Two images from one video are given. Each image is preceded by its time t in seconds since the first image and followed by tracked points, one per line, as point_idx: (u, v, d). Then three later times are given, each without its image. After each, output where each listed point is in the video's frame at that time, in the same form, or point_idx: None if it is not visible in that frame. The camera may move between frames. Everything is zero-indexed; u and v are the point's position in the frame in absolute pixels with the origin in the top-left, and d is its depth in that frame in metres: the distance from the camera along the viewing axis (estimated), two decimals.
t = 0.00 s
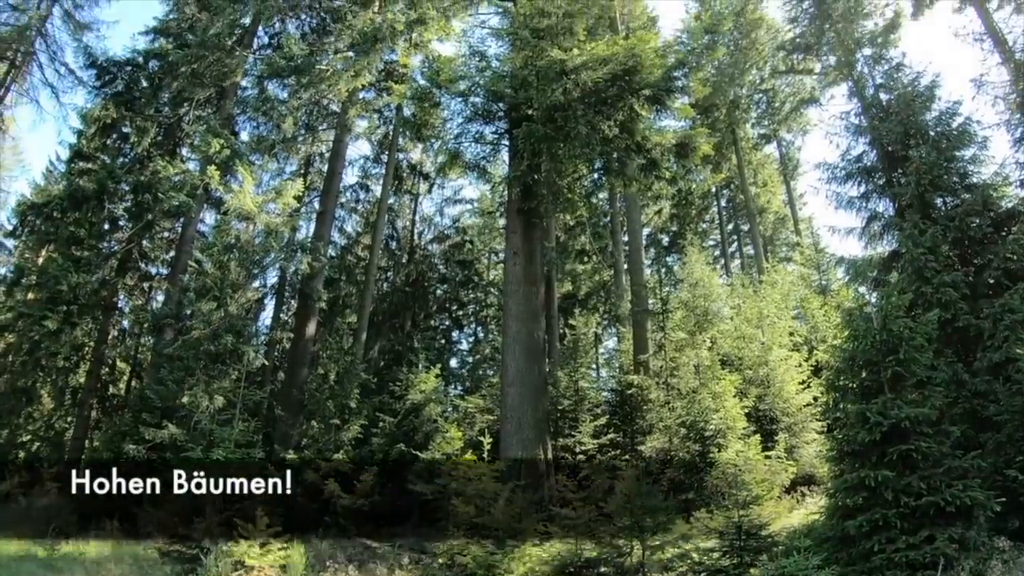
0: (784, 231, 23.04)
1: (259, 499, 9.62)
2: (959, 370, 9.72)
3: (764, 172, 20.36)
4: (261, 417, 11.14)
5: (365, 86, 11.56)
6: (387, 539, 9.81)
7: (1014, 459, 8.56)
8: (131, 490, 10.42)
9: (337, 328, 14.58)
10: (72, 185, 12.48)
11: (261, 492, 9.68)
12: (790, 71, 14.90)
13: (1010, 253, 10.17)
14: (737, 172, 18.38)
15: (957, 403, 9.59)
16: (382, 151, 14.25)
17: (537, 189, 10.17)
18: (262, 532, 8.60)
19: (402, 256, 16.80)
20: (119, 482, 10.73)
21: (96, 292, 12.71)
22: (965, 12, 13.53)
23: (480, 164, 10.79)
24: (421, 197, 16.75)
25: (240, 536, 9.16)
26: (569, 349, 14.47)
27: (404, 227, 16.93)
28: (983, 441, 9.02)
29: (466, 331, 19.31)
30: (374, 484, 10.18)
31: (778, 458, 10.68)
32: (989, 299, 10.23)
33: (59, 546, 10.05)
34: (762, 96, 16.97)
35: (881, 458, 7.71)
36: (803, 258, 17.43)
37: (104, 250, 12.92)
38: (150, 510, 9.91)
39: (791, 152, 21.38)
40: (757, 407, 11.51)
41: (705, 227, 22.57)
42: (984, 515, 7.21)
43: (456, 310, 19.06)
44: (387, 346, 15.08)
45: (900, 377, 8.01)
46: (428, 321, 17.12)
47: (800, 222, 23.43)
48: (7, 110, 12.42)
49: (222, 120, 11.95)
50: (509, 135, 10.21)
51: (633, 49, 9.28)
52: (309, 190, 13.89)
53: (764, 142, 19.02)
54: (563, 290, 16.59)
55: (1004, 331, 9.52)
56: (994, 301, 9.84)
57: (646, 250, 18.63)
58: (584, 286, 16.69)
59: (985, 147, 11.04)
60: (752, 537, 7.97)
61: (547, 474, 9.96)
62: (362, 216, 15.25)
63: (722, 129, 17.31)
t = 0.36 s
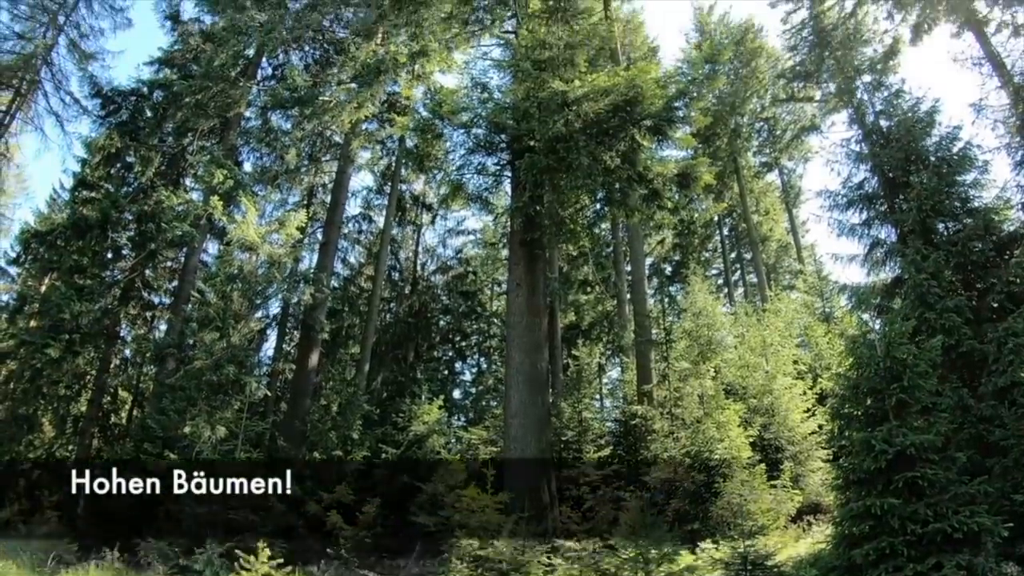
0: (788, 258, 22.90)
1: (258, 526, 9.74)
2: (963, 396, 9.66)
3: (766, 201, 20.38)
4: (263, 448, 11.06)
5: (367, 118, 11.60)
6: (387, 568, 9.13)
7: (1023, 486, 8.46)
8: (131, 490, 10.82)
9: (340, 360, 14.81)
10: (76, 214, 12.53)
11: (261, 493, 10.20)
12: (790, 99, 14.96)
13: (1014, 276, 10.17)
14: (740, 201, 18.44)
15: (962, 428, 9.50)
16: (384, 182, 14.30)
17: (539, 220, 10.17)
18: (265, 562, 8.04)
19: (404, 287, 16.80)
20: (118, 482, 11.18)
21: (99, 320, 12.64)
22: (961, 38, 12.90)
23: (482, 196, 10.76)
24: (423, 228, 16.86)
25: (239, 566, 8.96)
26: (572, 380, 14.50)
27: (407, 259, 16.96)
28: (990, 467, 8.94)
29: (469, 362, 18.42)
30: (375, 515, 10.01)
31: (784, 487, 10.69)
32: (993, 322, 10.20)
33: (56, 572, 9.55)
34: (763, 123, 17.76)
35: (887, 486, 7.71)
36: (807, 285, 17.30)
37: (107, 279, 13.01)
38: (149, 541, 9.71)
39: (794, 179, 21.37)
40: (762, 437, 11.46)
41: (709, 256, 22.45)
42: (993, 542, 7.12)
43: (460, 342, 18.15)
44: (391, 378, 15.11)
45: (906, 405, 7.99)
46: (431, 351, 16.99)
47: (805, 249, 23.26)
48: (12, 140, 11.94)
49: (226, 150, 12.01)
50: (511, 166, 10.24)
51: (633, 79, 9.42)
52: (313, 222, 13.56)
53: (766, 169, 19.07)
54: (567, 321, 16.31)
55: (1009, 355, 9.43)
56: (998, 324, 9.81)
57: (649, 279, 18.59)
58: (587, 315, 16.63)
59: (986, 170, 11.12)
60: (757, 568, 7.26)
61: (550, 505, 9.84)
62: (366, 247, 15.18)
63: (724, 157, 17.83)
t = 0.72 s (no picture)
0: (791, 287, 22.77)
1: (258, 558, 9.41)
2: (969, 421, 9.60)
3: (768, 230, 20.38)
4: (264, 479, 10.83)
5: (370, 149, 11.56)
6: None
7: None
8: (131, 490, 11.02)
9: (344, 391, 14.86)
10: (79, 242, 12.44)
11: (260, 492, 10.70)
12: (791, 128, 14.98)
13: (1018, 301, 10.14)
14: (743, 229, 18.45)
15: (968, 454, 9.37)
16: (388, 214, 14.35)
17: (542, 252, 10.08)
18: None
19: (407, 318, 17.09)
20: (119, 482, 11.42)
21: (101, 348, 12.53)
22: (960, 62, 12.52)
23: (485, 228, 10.85)
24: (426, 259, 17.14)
25: None
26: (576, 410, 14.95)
27: (410, 290, 17.42)
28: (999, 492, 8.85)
29: (471, 395, 17.90)
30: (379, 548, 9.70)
31: (790, 517, 10.61)
32: (997, 346, 10.18)
33: None
34: (764, 152, 18.20)
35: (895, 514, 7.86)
36: (810, 313, 17.18)
37: (109, 308, 12.94)
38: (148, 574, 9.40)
39: (796, 208, 21.37)
40: (767, 466, 11.47)
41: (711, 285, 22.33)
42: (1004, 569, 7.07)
43: (463, 371, 17.87)
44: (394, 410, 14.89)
45: (911, 433, 8.26)
46: (434, 384, 16.69)
47: (807, 277, 23.12)
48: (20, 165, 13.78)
49: (229, 181, 12.07)
50: (513, 199, 10.29)
51: (635, 110, 9.50)
52: (315, 253, 13.41)
53: (768, 198, 19.10)
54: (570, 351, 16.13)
55: (1015, 381, 9.36)
56: (1003, 350, 9.78)
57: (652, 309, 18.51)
58: (590, 344, 16.54)
59: (988, 196, 11.16)
60: None
61: (555, 537, 9.57)
62: (368, 278, 15.13)
63: (725, 187, 18.11)
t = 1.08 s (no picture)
0: (795, 312, 22.56)
1: None
2: (974, 444, 9.52)
3: (771, 255, 20.35)
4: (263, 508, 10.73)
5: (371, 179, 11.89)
6: None
7: None
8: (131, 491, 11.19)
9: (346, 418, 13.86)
10: (82, 268, 12.55)
11: (260, 493, 10.86)
12: (793, 153, 14.92)
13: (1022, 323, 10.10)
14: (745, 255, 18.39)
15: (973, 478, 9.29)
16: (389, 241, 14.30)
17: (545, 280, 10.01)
18: None
19: (410, 345, 16.60)
20: (119, 482, 11.68)
21: (103, 375, 12.43)
22: (960, 85, 12.16)
23: (487, 256, 10.85)
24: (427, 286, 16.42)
25: None
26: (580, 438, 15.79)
27: (412, 317, 17.03)
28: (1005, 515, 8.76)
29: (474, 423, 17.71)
30: None
31: (795, 543, 10.54)
32: (1002, 368, 10.13)
33: None
34: (766, 178, 18.26)
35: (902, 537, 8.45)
36: (814, 338, 17.05)
37: (111, 334, 12.82)
38: None
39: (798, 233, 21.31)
40: (773, 493, 11.45)
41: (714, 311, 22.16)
42: None
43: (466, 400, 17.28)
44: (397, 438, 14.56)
45: (915, 458, 8.93)
46: (437, 411, 16.49)
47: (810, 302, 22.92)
48: (22, 190, 13.82)
49: (231, 209, 11.99)
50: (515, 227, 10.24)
51: (636, 138, 9.55)
52: (318, 279, 13.77)
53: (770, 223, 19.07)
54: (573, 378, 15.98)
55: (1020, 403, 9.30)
56: (1007, 373, 9.74)
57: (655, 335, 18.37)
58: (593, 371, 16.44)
59: (989, 219, 11.22)
60: None
61: (558, 566, 9.35)
62: (371, 306, 14.95)
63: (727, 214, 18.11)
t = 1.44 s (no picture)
0: (797, 337, 22.39)
1: None
2: (980, 468, 9.50)
3: (773, 280, 20.34)
4: (265, 535, 10.71)
5: (373, 206, 12.16)
6: None
7: None
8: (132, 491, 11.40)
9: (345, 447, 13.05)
10: (84, 292, 12.50)
11: (260, 492, 10.91)
12: (794, 178, 14.93)
13: None
14: (747, 281, 18.37)
15: (979, 502, 9.29)
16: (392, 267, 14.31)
17: (546, 307, 9.99)
18: None
19: (411, 372, 16.19)
20: (120, 481, 11.73)
21: (104, 399, 12.33)
22: (961, 108, 12.15)
23: (490, 283, 10.83)
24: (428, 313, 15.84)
25: None
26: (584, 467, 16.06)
27: (413, 344, 16.64)
28: (1011, 539, 8.76)
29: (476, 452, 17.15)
30: None
31: (801, 571, 10.45)
32: (1006, 392, 10.13)
33: None
34: (767, 204, 18.31)
35: (909, 561, 9.07)
36: (817, 364, 16.93)
37: (113, 358, 12.73)
38: None
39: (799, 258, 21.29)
40: (776, 519, 11.67)
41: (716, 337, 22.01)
42: None
43: (467, 427, 16.98)
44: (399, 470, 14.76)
45: (919, 483, 9.52)
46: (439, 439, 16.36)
47: (813, 327, 22.77)
48: (25, 213, 13.86)
49: (234, 234, 12.20)
50: (517, 255, 10.21)
51: (637, 166, 9.62)
52: (319, 306, 13.80)
53: (772, 249, 19.07)
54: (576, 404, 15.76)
55: None
56: (1012, 396, 9.74)
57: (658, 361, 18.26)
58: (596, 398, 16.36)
59: (990, 241, 11.32)
60: None
61: None
62: (373, 332, 14.74)
63: (729, 240, 18.12)
